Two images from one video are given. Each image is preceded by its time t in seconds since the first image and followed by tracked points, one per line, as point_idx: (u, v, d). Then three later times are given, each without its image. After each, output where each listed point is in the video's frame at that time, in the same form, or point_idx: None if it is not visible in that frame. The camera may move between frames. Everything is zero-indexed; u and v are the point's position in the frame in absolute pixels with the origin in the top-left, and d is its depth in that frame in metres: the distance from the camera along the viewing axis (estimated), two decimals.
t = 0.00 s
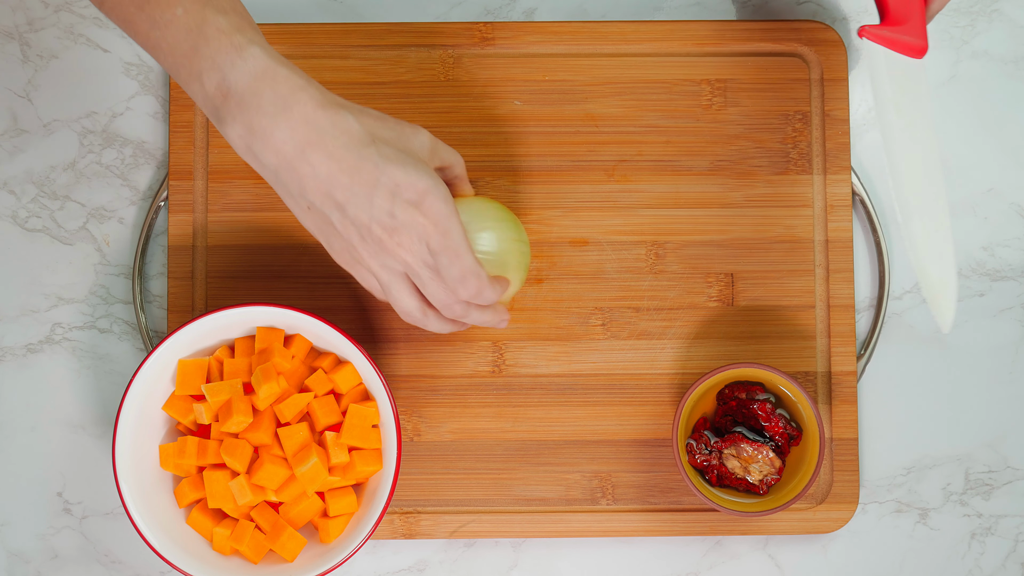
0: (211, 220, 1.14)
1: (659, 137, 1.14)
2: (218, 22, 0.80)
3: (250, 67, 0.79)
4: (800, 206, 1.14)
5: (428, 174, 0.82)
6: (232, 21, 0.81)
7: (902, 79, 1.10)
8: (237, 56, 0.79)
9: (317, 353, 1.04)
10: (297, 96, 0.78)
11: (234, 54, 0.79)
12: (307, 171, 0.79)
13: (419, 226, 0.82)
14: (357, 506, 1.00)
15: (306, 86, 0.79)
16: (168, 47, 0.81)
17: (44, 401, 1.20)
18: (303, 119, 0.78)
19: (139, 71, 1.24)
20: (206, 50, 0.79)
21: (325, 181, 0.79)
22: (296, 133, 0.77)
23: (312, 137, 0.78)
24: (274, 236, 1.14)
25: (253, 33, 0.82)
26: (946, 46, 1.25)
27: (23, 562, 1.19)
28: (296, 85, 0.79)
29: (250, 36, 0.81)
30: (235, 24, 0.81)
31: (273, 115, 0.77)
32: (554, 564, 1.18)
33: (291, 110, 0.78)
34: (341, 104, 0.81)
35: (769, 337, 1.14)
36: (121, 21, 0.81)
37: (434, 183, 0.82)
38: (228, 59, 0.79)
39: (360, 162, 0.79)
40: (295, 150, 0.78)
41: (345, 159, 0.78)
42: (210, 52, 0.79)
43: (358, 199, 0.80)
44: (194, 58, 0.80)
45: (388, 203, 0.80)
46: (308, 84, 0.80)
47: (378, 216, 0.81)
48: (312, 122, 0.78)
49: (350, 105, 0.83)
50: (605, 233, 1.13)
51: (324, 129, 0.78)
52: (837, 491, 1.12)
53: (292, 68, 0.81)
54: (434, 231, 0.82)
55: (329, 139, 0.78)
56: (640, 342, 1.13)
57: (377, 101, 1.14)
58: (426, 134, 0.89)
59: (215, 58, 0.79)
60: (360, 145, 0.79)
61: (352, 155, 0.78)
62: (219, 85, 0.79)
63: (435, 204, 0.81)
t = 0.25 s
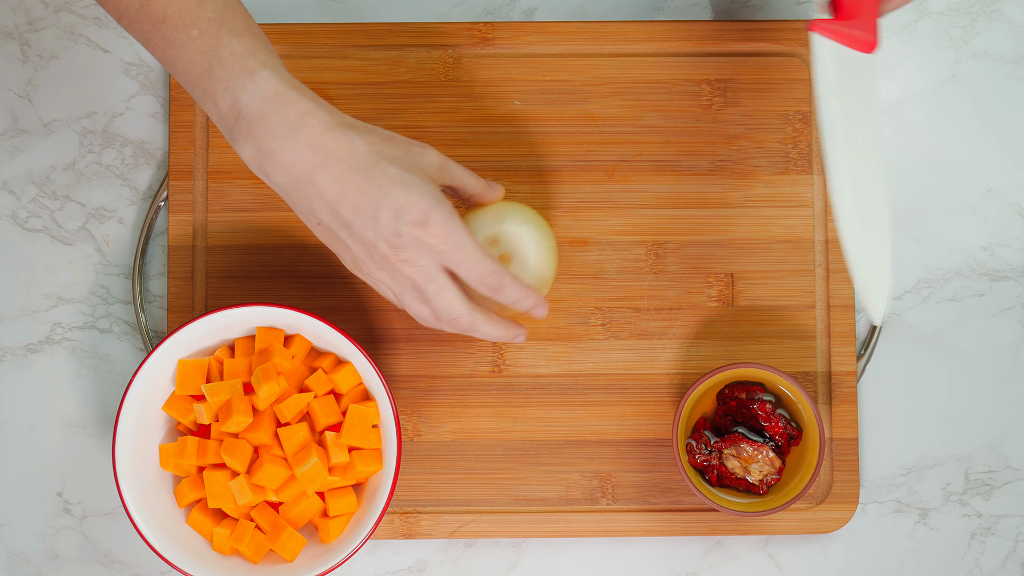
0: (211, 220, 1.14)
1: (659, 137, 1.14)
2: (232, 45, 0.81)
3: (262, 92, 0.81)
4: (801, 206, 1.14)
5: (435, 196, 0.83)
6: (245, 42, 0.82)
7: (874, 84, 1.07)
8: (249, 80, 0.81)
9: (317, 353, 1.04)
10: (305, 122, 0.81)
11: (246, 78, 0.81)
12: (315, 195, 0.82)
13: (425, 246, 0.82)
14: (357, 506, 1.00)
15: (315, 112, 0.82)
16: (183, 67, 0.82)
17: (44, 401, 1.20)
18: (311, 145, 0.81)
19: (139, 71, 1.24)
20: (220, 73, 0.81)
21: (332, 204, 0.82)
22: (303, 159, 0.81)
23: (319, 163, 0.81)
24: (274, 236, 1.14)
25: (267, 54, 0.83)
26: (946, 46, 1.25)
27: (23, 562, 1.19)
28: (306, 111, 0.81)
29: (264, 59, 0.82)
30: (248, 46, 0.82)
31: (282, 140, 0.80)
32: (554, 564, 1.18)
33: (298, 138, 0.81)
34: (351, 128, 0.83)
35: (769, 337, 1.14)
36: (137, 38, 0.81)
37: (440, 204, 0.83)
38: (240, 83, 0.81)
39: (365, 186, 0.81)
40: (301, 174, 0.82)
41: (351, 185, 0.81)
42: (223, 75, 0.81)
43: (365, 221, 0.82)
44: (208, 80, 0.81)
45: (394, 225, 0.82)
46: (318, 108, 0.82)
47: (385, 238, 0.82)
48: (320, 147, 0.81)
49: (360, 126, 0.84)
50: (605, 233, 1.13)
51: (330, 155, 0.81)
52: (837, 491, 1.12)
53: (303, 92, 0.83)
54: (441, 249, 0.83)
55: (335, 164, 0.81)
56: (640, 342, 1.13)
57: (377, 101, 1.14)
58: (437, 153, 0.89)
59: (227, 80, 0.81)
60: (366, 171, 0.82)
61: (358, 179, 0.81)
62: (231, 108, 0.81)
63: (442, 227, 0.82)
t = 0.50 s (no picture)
0: (211, 220, 1.14)
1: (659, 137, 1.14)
2: (226, 22, 0.87)
3: (252, 71, 0.89)
4: (801, 206, 1.14)
5: (383, 194, 0.91)
6: (239, 20, 0.87)
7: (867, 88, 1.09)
8: (240, 60, 0.88)
9: (317, 353, 1.04)
10: (287, 103, 0.90)
11: (237, 56, 0.88)
12: (291, 162, 0.95)
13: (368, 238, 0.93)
14: (357, 506, 1.00)
15: (299, 94, 0.90)
16: (185, 34, 0.89)
17: (44, 401, 1.20)
18: (287, 124, 0.91)
19: (139, 71, 1.24)
20: (215, 49, 0.88)
21: (303, 174, 0.94)
22: (280, 133, 0.92)
23: (294, 141, 0.92)
24: (274, 236, 1.14)
25: (262, 31, 0.89)
26: (946, 46, 1.25)
27: (23, 562, 1.19)
28: (289, 94, 0.90)
29: (256, 37, 0.88)
30: (241, 24, 0.88)
31: (264, 115, 0.92)
32: (554, 564, 1.18)
33: (275, 116, 0.91)
34: (328, 112, 0.91)
35: (769, 337, 1.14)
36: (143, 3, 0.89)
37: (386, 201, 0.91)
38: (233, 60, 0.88)
39: (325, 168, 0.91)
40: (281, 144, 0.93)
41: (316, 165, 0.92)
42: (216, 52, 0.88)
43: (325, 197, 0.94)
44: (205, 50, 0.89)
45: (343, 209, 0.92)
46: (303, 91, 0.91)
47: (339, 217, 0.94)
48: (294, 128, 0.91)
49: (339, 112, 0.92)
50: (605, 233, 1.13)
51: (304, 135, 0.91)
52: (837, 491, 1.12)
53: (294, 71, 0.91)
54: (382, 245, 0.93)
55: (305, 145, 0.92)
56: (640, 342, 1.13)
57: (377, 101, 1.14)
58: (409, 149, 0.94)
59: (221, 57, 0.88)
60: (329, 155, 0.91)
61: (322, 162, 0.92)
62: (225, 76, 0.91)
63: (383, 226, 0.91)
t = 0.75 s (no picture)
0: (212, 220, 1.14)
1: (659, 137, 1.14)
2: (239, 19, 0.90)
3: (263, 67, 0.92)
4: (801, 206, 1.14)
5: (377, 190, 0.91)
6: (250, 17, 0.90)
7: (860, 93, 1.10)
8: (252, 57, 0.92)
9: (317, 353, 1.04)
10: (294, 99, 0.93)
11: (248, 53, 0.92)
12: (298, 155, 0.97)
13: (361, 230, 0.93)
14: (357, 506, 1.00)
15: (306, 89, 0.93)
16: (203, 29, 0.93)
17: (44, 401, 1.20)
18: (293, 118, 0.94)
19: (139, 71, 1.24)
20: (229, 44, 0.92)
21: (307, 167, 0.96)
22: (288, 126, 0.95)
23: (300, 135, 0.95)
24: (274, 236, 1.14)
25: (273, 28, 0.91)
26: (946, 46, 1.25)
27: (23, 562, 1.19)
28: (296, 91, 0.93)
29: (267, 35, 0.91)
30: (254, 21, 0.90)
31: (273, 109, 0.95)
32: (554, 564, 1.18)
33: (282, 110, 0.94)
34: (333, 108, 0.93)
35: (769, 337, 1.14)
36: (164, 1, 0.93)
37: (379, 196, 0.91)
38: (246, 56, 0.92)
39: (324, 162, 0.93)
40: (290, 135, 0.96)
41: (317, 159, 0.94)
42: (230, 48, 0.92)
43: (324, 191, 0.95)
44: (221, 46, 0.93)
45: (338, 202, 0.93)
46: (309, 87, 0.93)
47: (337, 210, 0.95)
48: (299, 123, 0.94)
49: (343, 108, 0.93)
50: (605, 233, 1.13)
51: (309, 130, 0.94)
52: (837, 491, 1.12)
53: (304, 68, 0.93)
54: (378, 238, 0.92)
55: (308, 139, 0.94)
56: (640, 342, 1.13)
57: (377, 101, 1.14)
58: (408, 149, 0.93)
59: (235, 52, 0.92)
60: (329, 149, 0.93)
61: (322, 155, 0.93)
62: (241, 69, 0.94)
63: (373, 221, 0.91)
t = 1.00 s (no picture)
0: (211, 220, 1.14)
1: (659, 137, 1.14)
2: (236, 22, 0.90)
3: (261, 70, 0.92)
4: (801, 206, 1.14)
5: (375, 191, 0.90)
6: (248, 20, 0.90)
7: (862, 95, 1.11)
8: (249, 60, 0.91)
9: (317, 353, 1.04)
10: (292, 102, 0.93)
11: (246, 56, 0.91)
12: (296, 158, 0.97)
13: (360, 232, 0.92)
14: (357, 506, 1.00)
15: (305, 92, 0.93)
16: (201, 33, 0.92)
17: (44, 401, 1.20)
18: (291, 121, 0.94)
19: (139, 71, 1.24)
20: (226, 48, 0.92)
21: (305, 170, 0.96)
22: (285, 129, 0.95)
23: (298, 137, 0.94)
24: (274, 236, 1.14)
25: (271, 31, 0.91)
26: (946, 46, 1.25)
27: (23, 562, 1.19)
28: (294, 94, 0.93)
29: (265, 38, 0.91)
30: (251, 24, 0.90)
31: (271, 112, 0.95)
32: (554, 564, 1.18)
33: (280, 113, 0.94)
34: (330, 110, 0.93)
35: (769, 337, 1.14)
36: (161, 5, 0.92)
37: (377, 197, 0.91)
38: (244, 59, 0.92)
39: (322, 165, 0.92)
40: (288, 138, 0.96)
41: (316, 161, 0.94)
42: (228, 51, 0.92)
43: (322, 194, 0.95)
44: (219, 50, 0.93)
45: (337, 204, 0.93)
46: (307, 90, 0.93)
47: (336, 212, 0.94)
48: (297, 126, 0.94)
49: (341, 111, 0.93)
50: (605, 233, 1.13)
51: (307, 132, 0.94)
52: (837, 491, 1.12)
53: (301, 70, 0.93)
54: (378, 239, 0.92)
55: (306, 141, 0.94)
56: (640, 342, 1.13)
57: (377, 101, 1.14)
58: (406, 151, 0.93)
59: (233, 56, 0.92)
60: (327, 151, 0.93)
61: (320, 158, 0.93)
62: (239, 73, 0.94)
63: (373, 222, 0.91)
